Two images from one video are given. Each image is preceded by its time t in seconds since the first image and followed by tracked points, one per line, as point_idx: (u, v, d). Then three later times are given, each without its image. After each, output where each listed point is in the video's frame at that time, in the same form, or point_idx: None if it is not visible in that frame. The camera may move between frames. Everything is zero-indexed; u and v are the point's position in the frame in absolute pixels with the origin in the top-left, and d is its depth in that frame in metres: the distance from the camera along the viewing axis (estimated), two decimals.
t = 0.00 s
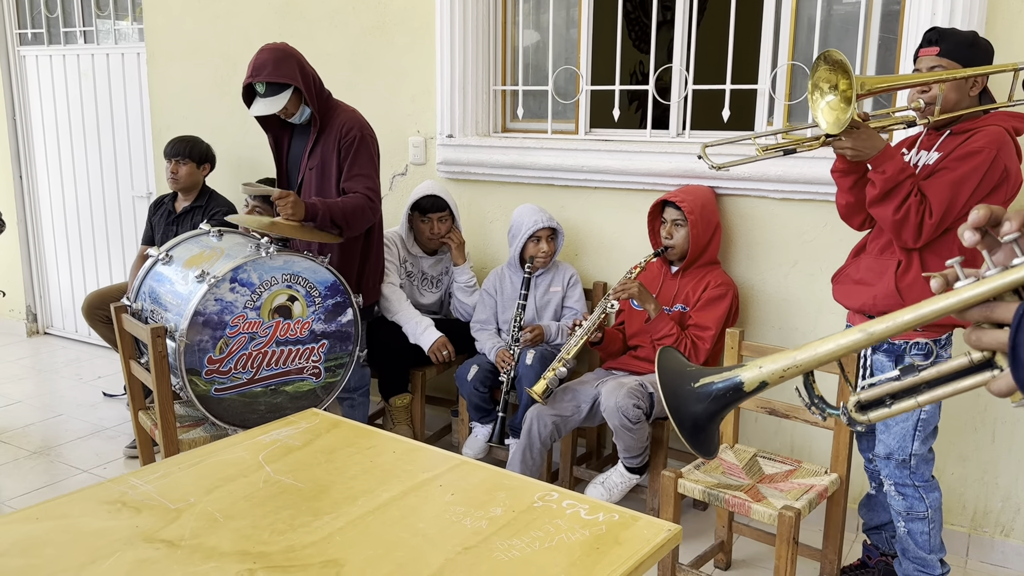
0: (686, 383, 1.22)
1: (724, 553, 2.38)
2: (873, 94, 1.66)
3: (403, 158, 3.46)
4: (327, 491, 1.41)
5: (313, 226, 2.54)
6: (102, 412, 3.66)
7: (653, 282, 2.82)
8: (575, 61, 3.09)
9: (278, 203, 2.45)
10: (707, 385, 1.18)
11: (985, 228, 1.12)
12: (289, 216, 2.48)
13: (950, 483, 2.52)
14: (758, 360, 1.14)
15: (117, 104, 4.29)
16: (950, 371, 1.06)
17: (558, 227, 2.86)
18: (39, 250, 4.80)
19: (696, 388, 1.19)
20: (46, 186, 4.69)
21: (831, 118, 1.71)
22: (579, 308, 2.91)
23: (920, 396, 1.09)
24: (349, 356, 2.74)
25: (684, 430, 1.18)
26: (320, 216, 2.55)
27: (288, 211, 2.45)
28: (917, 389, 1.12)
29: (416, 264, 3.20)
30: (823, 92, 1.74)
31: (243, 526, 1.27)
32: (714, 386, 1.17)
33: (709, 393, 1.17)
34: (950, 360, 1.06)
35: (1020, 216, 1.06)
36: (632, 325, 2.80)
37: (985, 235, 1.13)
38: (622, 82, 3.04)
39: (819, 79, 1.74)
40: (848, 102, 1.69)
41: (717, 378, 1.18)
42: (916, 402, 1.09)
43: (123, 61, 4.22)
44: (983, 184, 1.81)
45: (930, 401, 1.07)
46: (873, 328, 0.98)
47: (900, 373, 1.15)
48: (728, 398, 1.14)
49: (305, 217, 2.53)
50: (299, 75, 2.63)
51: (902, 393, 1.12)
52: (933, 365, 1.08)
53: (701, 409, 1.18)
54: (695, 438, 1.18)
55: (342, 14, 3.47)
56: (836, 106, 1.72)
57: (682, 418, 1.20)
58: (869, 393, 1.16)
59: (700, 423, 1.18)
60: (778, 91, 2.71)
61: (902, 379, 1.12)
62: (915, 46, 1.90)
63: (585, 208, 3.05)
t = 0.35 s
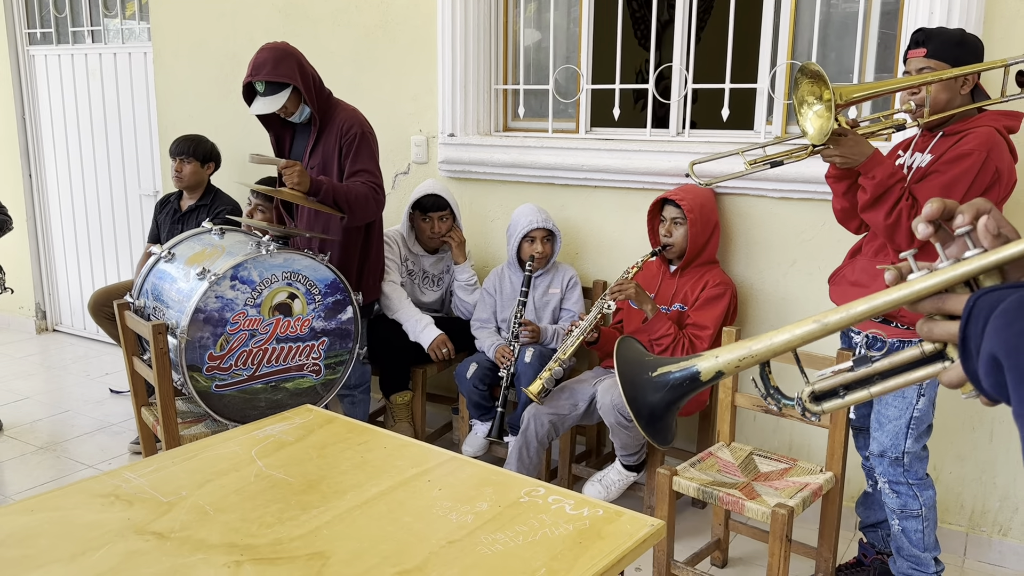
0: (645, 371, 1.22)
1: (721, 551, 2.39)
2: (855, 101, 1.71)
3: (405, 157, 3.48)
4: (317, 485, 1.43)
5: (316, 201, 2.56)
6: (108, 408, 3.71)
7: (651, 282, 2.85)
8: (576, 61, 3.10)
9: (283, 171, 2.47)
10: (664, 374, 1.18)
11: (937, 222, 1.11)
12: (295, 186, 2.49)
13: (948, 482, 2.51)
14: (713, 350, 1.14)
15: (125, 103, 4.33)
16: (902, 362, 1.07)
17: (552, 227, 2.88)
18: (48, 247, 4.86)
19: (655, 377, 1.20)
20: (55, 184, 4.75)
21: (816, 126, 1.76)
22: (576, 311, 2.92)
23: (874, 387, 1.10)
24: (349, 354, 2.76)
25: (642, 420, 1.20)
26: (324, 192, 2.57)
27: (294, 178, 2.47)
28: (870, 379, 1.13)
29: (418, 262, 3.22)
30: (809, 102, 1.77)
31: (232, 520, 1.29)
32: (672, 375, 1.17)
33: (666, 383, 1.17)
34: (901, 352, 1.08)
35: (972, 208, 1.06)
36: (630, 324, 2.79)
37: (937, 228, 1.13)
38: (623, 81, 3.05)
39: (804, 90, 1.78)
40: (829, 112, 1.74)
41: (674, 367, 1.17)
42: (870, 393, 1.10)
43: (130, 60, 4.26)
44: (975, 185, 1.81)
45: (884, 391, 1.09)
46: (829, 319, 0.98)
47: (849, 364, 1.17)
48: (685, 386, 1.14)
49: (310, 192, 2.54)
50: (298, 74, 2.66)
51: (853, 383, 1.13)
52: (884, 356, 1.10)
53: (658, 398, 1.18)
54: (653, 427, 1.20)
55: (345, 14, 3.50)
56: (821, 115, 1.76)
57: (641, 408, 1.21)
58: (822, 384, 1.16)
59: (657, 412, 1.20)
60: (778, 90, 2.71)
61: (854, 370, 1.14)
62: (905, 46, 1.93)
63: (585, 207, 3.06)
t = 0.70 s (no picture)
0: (635, 369, 1.31)
1: (720, 548, 2.42)
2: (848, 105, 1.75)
3: (407, 160, 3.51)
4: (326, 483, 1.47)
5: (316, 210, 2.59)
6: (113, 410, 3.74)
7: (650, 282, 2.87)
8: (575, 64, 3.14)
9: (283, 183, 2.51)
10: (651, 373, 1.27)
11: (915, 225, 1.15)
12: (293, 197, 2.53)
13: (943, 479, 2.55)
14: (701, 349, 1.21)
15: (127, 108, 4.37)
16: (881, 360, 1.11)
17: (547, 229, 2.91)
18: (52, 251, 4.89)
19: (643, 374, 1.28)
20: (58, 188, 4.79)
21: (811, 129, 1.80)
22: (575, 315, 2.95)
23: (853, 383, 1.16)
24: (353, 355, 2.80)
25: (630, 415, 1.30)
26: (322, 202, 2.60)
27: (292, 190, 2.51)
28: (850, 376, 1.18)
29: (420, 264, 3.26)
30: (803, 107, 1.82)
31: (244, 517, 1.33)
32: (658, 373, 1.25)
33: (654, 381, 1.26)
34: (878, 350, 1.11)
35: (947, 212, 1.10)
36: (629, 324, 2.84)
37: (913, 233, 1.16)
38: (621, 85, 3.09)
39: (797, 95, 1.82)
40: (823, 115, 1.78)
41: (661, 366, 1.26)
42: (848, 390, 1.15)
43: (133, 65, 4.30)
44: (965, 181, 1.85)
45: (863, 388, 1.15)
46: (810, 319, 1.03)
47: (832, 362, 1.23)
48: (672, 384, 1.23)
49: (308, 202, 2.59)
50: (300, 77, 2.69)
51: (834, 381, 1.19)
52: (862, 355, 1.15)
53: (645, 395, 1.28)
54: (641, 422, 1.31)
55: (346, 19, 3.54)
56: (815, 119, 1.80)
57: (630, 403, 1.31)
58: (804, 380, 1.22)
59: (644, 408, 1.29)
60: (773, 93, 2.74)
61: (835, 368, 1.19)
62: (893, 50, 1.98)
63: (585, 209, 3.10)
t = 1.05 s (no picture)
0: (613, 363, 1.42)
1: (710, 542, 2.49)
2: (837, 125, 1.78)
3: (398, 165, 3.56)
4: (331, 484, 1.52)
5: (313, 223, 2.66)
6: (106, 416, 3.76)
7: (639, 286, 2.94)
8: (563, 71, 3.20)
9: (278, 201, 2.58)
10: (628, 365, 1.37)
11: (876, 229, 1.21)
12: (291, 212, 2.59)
13: (925, 472, 2.63)
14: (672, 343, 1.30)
15: (117, 115, 4.39)
16: (841, 355, 1.21)
17: (538, 236, 2.97)
18: (41, 259, 4.89)
19: (620, 367, 1.39)
20: (47, 196, 4.79)
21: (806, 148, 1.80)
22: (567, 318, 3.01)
23: (815, 377, 1.24)
24: (349, 358, 2.85)
25: (606, 405, 1.40)
26: (319, 216, 2.67)
27: (289, 207, 2.57)
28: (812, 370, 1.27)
29: (412, 269, 3.30)
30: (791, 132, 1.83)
31: (254, 517, 1.38)
32: (634, 366, 1.36)
33: (629, 372, 1.36)
34: (840, 347, 1.21)
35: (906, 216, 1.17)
36: (620, 327, 2.90)
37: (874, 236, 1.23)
38: (608, 90, 3.15)
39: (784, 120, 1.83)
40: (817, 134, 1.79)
41: (637, 359, 1.36)
42: (811, 382, 1.24)
43: (122, 72, 4.32)
44: (947, 187, 1.94)
45: (824, 381, 1.23)
46: (775, 317, 1.11)
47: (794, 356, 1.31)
48: (646, 376, 1.33)
49: (305, 216, 2.64)
50: (296, 81, 2.74)
51: (797, 373, 1.27)
52: (826, 350, 1.24)
53: (621, 386, 1.38)
54: (616, 412, 1.40)
55: (336, 27, 3.58)
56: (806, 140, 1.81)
57: (606, 395, 1.41)
58: (770, 373, 1.31)
59: (620, 399, 1.39)
60: (757, 99, 2.81)
61: (798, 361, 1.27)
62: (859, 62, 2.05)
63: (574, 213, 3.16)
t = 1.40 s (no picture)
0: (588, 338, 1.46)
1: (695, 536, 2.55)
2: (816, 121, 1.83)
3: (381, 169, 3.59)
4: (329, 484, 1.55)
5: (296, 238, 2.67)
6: (91, 423, 3.75)
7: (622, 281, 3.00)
8: (544, 76, 3.24)
9: (261, 219, 2.58)
10: (602, 342, 1.42)
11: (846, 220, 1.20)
12: (273, 229, 2.60)
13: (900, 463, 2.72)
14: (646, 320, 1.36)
15: (96, 122, 4.37)
16: (807, 338, 1.26)
17: (521, 241, 3.01)
18: (19, 266, 4.85)
19: (594, 343, 1.44)
20: (24, 202, 4.76)
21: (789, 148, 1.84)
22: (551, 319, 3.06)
23: (781, 357, 1.30)
24: (336, 362, 2.87)
25: (579, 380, 1.45)
26: (301, 229, 2.68)
27: (272, 224, 2.58)
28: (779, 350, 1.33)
29: (397, 272, 3.33)
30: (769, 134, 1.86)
31: (256, 518, 1.41)
32: (608, 342, 1.40)
33: (601, 349, 1.41)
34: (806, 330, 1.26)
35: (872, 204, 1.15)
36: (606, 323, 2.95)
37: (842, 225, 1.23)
38: (588, 94, 3.20)
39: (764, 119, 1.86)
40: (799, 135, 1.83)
41: (610, 336, 1.41)
42: (776, 362, 1.31)
43: (101, 79, 4.30)
44: (918, 180, 2.02)
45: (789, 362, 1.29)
46: (742, 301, 1.14)
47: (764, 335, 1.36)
48: (618, 352, 1.39)
49: (288, 231, 2.66)
50: (284, 84, 2.77)
51: (765, 353, 1.34)
52: (792, 332, 1.29)
53: (593, 361, 1.43)
54: (589, 388, 1.44)
55: (317, 32, 3.60)
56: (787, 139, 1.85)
57: (578, 370, 1.45)
58: (739, 352, 1.38)
59: (592, 373, 1.44)
60: (734, 102, 2.88)
61: (766, 342, 1.33)
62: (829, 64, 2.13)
63: (557, 215, 3.21)
